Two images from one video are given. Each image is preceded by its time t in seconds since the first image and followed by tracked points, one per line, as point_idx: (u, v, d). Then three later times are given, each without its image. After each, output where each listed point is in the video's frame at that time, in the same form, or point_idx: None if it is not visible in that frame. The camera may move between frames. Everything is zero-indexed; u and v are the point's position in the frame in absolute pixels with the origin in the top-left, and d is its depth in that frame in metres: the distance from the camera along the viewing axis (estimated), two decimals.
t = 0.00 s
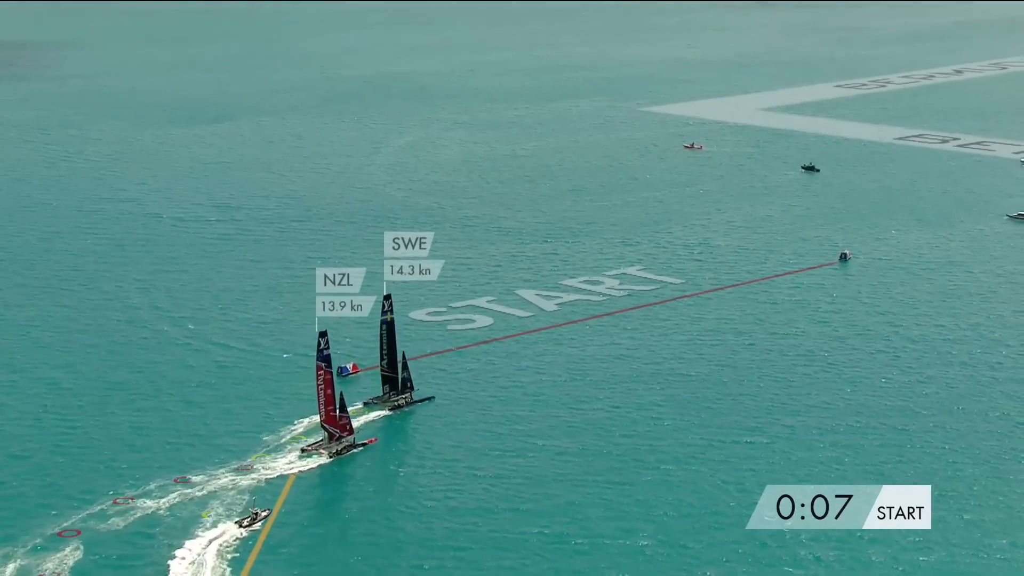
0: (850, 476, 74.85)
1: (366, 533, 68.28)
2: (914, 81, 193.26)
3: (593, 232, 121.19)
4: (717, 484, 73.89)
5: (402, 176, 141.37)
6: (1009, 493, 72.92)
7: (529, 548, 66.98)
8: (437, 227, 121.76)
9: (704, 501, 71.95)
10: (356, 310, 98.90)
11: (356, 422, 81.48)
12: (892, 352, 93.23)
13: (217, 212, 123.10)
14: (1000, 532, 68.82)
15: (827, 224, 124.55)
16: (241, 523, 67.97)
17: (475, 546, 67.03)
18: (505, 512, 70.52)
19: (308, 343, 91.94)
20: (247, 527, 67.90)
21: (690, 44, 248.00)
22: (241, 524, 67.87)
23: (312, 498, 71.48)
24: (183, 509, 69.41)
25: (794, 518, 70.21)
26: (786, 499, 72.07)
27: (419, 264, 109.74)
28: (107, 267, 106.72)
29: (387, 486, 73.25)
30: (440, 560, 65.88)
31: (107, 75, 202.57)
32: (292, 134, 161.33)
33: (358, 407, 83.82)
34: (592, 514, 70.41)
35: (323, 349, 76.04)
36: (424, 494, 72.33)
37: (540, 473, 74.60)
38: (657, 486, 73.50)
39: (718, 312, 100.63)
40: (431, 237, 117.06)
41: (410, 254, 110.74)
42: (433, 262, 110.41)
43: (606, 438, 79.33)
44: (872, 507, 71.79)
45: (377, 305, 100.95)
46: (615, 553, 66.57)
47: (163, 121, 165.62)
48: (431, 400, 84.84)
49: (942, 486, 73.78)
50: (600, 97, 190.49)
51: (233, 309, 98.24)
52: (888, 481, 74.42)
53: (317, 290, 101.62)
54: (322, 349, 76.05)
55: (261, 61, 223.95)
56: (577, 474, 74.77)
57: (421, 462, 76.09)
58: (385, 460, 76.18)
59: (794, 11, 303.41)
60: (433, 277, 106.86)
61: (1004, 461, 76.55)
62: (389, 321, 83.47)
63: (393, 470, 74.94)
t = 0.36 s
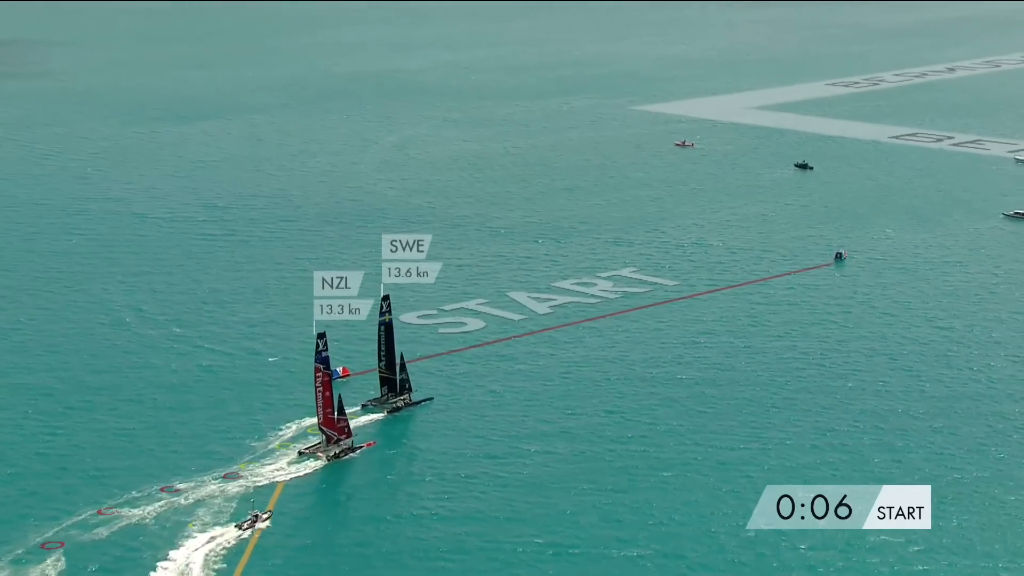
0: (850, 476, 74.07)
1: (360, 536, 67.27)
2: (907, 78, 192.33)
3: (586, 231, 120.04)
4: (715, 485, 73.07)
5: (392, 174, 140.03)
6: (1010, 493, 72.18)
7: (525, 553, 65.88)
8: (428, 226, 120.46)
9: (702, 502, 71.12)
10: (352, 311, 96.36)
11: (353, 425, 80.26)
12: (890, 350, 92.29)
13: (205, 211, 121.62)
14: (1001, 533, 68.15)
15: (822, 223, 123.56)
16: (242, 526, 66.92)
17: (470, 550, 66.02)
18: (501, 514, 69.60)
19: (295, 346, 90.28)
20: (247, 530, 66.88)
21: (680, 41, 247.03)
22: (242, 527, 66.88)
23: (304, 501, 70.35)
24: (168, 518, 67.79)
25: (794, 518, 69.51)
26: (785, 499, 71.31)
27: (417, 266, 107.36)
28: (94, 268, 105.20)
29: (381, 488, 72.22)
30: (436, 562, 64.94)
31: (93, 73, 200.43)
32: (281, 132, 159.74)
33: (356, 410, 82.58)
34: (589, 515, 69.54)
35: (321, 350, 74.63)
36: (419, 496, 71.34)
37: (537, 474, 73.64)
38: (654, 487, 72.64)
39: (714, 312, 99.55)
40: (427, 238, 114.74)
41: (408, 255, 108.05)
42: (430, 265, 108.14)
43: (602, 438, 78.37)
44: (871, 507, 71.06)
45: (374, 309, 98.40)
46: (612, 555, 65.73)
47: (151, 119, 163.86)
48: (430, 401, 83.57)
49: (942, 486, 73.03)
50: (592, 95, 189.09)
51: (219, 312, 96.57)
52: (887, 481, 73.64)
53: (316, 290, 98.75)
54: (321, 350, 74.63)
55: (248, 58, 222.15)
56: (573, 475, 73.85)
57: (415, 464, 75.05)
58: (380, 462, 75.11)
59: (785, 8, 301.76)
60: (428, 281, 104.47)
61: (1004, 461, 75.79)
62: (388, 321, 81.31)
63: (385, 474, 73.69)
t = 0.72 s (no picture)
0: (849, 475, 72.69)
1: (351, 541, 65.81)
2: (903, 74, 190.87)
3: (581, 230, 118.53)
4: (712, 486, 71.67)
5: (383, 172, 138.34)
6: (1011, 493, 70.78)
7: (518, 559, 64.39)
8: (420, 226, 118.84)
9: (698, 504, 69.71)
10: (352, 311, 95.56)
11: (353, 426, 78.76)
12: (889, 349, 90.92)
13: (193, 210, 120.00)
14: (1002, 534, 66.75)
15: (819, 221, 122.13)
16: (242, 527, 66.20)
17: (462, 555, 64.57)
18: (495, 517, 68.12)
19: (286, 348, 88.75)
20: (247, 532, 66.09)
21: (673, 37, 245.67)
22: (243, 528, 66.10)
23: (294, 506, 68.87)
24: (153, 526, 66.21)
25: (794, 519, 68.22)
26: (785, 499, 70.02)
27: (415, 266, 106.06)
28: (80, 268, 103.54)
29: (372, 492, 70.75)
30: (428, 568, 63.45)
31: (81, 70, 198.35)
32: (271, 129, 158.00)
33: (354, 411, 81.07)
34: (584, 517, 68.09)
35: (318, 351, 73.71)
36: (412, 500, 69.85)
37: (532, 477, 72.22)
38: (650, 488, 71.24)
39: (711, 312, 98.16)
40: (425, 239, 113.33)
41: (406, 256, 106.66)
42: (428, 265, 107.01)
43: (598, 439, 76.92)
44: (871, 506, 69.70)
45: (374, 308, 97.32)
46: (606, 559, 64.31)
47: (139, 116, 162.03)
48: (429, 402, 82.33)
49: (943, 485, 71.62)
50: (586, 91, 187.34)
51: (207, 313, 94.97)
52: (887, 480, 72.24)
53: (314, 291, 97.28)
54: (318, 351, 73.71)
55: (238, 54, 220.27)
56: (568, 477, 72.43)
57: (408, 467, 73.57)
58: (372, 465, 73.63)
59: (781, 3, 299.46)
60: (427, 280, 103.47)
61: (1006, 461, 74.34)
62: (384, 322, 80.61)
63: (375, 478, 72.19)
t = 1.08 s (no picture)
0: (849, 475, 71.44)
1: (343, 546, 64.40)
2: (901, 68, 189.37)
3: (576, 227, 117.12)
4: (710, 486, 70.39)
5: (376, 168, 136.80)
6: (1012, 494, 69.51)
7: (512, 563, 63.11)
8: (414, 223, 117.36)
9: (695, 505, 68.41)
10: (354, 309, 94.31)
11: (355, 427, 77.45)
12: (889, 348, 89.63)
13: (184, 206, 118.48)
14: (1002, 535, 65.51)
15: (817, 217, 120.79)
16: (250, 527, 65.30)
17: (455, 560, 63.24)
18: (488, 520, 66.81)
19: (279, 348, 87.33)
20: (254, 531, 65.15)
21: (668, 30, 244.23)
22: (249, 528, 65.16)
23: (285, 510, 67.49)
24: (143, 532, 64.72)
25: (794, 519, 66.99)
26: (785, 499, 68.79)
27: (414, 263, 104.59)
28: (68, 267, 102.00)
29: (365, 495, 69.36)
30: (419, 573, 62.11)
31: (71, 64, 196.43)
32: (264, 124, 156.36)
33: (355, 411, 79.72)
34: (578, 520, 66.72)
35: (320, 350, 72.23)
36: (404, 503, 68.51)
37: (527, 479, 70.92)
38: (646, 490, 69.92)
39: (709, 310, 96.83)
40: (426, 236, 111.81)
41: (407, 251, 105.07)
42: (427, 262, 105.50)
43: (594, 440, 75.60)
44: (871, 507, 68.45)
45: (375, 307, 96.05)
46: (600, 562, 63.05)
47: (129, 111, 160.27)
48: (431, 400, 81.17)
49: (943, 486, 70.35)
50: (582, 86, 185.67)
51: (198, 312, 93.47)
52: (887, 480, 71.03)
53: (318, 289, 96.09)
54: (320, 350, 72.22)
55: (231, 48, 218.48)
56: (563, 479, 71.10)
57: (401, 469, 72.17)
58: (365, 467, 72.30)
59: None
60: (428, 278, 102.20)
61: (1008, 461, 73.08)
62: (385, 320, 79.11)
63: (369, 480, 70.83)
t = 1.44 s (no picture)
0: (849, 475, 70.33)
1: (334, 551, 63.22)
2: (902, 62, 187.89)
3: (573, 224, 115.80)
4: (709, 487, 69.27)
5: (371, 165, 135.43)
6: (1014, 494, 68.39)
7: (509, 568, 61.95)
8: (410, 220, 116.04)
9: (692, 506, 67.32)
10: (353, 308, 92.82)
11: (358, 428, 76.28)
12: (890, 346, 88.40)
13: (176, 203, 117.21)
14: (1003, 537, 64.44)
15: (817, 214, 119.54)
16: (259, 528, 64.50)
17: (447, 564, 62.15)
18: (483, 522, 65.72)
19: (273, 348, 86.03)
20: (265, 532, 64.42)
21: (665, 24, 242.79)
22: (257, 530, 64.32)
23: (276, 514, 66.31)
24: (132, 539, 63.33)
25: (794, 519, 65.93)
26: (785, 499, 67.71)
27: (415, 262, 103.11)
28: (59, 266, 100.73)
29: (358, 497, 68.19)
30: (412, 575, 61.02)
31: (65, 59, 194.90)
32: (258, 120, 154.92)
33: (356, 412, 78.48)
34: (573, 522, 65.65)
35: (321, 350, 71.11)
36: (397, 506, 67.37)
37: (523, 480, 69.76)
38: (643, 490, 68.79)
39: (709, 308, 95.56)
40: (427, 235, 110.37)
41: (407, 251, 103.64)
42: (429, 261, 103.89)
43: (591, 440, 74.43)
44: (871, 507, 67.41)
45: (374, 306, 94.61)
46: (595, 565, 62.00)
47: (123, 107, 158.86)
48: (433, 400, 80.06)
49: (945, 486, 69.24)
50: (579, 81, 184.15)
51: (190, 311, 92.09)
52: (888, 480, 69.95)
53: (317, 288, 94.74)
54: (321, 350, 71.10)
55: (225, 42, 216.90)
56: (560, 479, 69.97)
57: (395, 471, 70.95)
58: (358, 470, 71.07)
59: None
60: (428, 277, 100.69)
61: (1010, 461, 71.93)
62: (388, 319, 77.83)
63: (363, 483, 69.61)
